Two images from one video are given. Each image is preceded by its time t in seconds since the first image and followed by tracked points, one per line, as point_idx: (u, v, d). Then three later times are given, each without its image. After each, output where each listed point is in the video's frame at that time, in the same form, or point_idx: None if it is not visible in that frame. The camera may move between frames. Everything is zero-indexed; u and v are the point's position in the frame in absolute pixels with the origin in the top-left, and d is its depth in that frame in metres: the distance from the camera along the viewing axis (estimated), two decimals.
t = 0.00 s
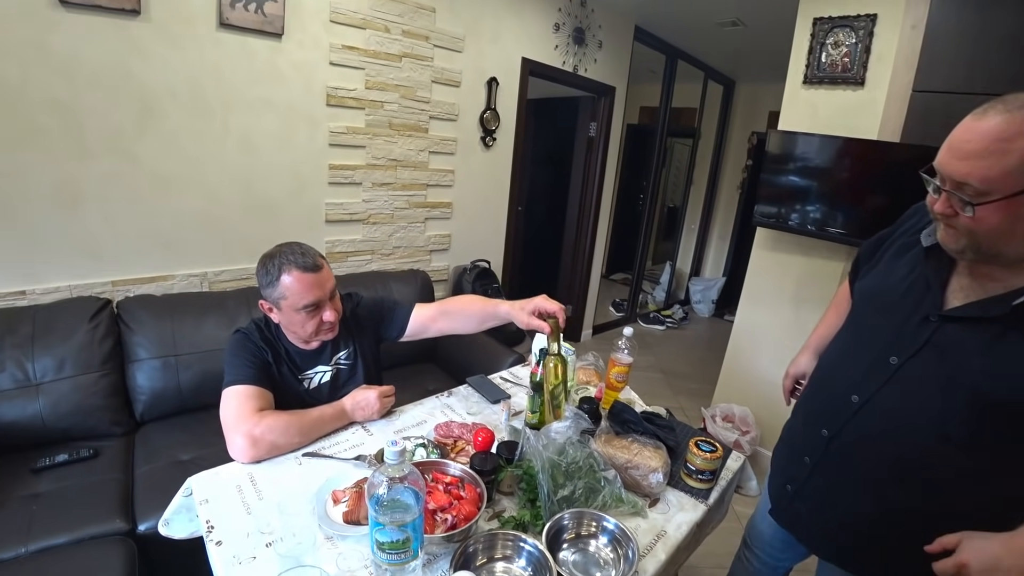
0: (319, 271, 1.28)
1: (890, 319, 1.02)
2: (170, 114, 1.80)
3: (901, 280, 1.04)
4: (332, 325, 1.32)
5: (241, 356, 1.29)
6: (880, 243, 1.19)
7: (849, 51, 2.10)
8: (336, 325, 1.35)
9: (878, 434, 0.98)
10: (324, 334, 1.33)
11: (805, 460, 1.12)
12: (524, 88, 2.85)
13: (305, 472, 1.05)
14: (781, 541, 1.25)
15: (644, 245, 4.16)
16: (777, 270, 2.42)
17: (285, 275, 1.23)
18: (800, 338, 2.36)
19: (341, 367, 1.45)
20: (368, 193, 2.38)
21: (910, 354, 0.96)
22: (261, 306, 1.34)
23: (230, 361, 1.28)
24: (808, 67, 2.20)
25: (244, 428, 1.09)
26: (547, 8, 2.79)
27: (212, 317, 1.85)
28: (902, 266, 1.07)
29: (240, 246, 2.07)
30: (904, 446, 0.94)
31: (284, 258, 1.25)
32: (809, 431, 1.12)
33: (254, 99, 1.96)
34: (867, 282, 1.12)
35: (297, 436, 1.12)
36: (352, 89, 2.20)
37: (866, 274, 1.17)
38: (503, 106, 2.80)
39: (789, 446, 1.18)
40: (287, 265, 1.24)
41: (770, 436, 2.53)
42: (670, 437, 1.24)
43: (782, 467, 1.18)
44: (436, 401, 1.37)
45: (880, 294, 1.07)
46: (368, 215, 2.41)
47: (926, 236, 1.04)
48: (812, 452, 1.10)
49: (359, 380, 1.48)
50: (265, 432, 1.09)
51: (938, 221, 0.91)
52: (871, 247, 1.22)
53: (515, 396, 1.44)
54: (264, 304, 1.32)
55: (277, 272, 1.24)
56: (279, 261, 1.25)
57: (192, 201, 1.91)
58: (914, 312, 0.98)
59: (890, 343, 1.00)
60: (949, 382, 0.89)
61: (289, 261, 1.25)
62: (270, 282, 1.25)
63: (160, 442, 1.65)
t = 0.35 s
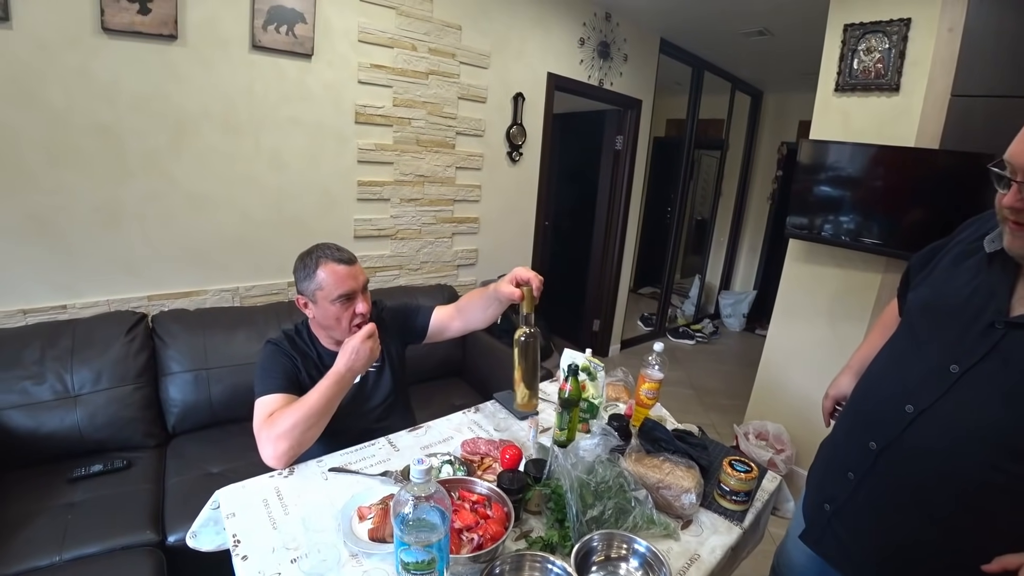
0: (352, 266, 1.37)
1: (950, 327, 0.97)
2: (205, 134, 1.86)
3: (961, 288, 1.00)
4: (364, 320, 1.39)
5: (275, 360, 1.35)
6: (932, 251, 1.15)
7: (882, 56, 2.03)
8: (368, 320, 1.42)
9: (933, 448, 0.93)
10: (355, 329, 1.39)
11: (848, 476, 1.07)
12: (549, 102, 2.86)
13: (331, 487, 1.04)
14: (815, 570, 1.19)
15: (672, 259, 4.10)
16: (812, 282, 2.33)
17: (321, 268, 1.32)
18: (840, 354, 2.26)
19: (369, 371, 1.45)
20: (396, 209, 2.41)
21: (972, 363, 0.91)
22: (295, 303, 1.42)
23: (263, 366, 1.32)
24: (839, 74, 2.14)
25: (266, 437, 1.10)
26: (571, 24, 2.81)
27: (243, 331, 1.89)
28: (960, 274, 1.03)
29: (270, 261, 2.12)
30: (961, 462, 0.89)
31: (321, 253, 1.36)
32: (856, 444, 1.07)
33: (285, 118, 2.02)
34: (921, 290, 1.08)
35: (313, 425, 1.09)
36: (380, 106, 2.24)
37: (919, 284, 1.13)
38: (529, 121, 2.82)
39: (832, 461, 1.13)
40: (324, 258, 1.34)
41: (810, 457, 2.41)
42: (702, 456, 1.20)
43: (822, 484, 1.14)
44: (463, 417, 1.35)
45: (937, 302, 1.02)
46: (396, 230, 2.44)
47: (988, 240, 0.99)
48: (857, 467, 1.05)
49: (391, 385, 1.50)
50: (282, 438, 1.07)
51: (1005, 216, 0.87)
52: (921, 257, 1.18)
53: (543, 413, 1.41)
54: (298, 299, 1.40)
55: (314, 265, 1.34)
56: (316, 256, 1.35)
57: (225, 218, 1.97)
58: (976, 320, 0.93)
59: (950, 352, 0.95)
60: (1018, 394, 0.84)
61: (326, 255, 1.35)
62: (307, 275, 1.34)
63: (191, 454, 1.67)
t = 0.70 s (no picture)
0: (379, 270, 1.43)
1: (983, 348, 0.93)
2: (241, 142, 1.91)
3: (985, 305, 0.95)
4: (387, 322, 1.43)
5: (304, 364, 1.39)
6: (942, 266, 1.12)
7: (924, 66, 1.96)
8: (390, 323, 1.46)
9: (982, 480, 0.88)
10: (377, 330, 1.44)
11: (885, 510, 1.01)
12: (580, 113, 2.86)
13: (357, 498, 1.04)
14: None
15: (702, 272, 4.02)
16: (849, 300, 2.25)
17: (350, 269, 1.40)
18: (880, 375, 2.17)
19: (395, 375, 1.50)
20: (426, 219, 2.43)
21: (1013, 387, 0.86)
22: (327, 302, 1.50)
23: (292, 372, 1.36)
24: (879, 85, 2.07)
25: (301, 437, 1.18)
26: (602, 35, 2.81)
27: (273, 337, 1.91)
28: (980, 289, 0.99)
29: (301, 267, 2.15)
30: (1015, 493, 0.84)
31: (353, 255, 1.43)
32: (891, 474, 1.01)
33: (318, 127, 2.06)
34: (940, 308, 1.04)
35: (345, 438, 1.14)
36: (412, 116, 2.27)
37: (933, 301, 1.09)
38: (559, 131, 2.81)
39: (860, 488, 1.07)
40: (355, 260, 1.42)
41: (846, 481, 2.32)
42: (735, 478, 1.14)
43: (853, 517, 1.08)
44: (490, 430, 1.34)
45: (962, 320, 0.98)
46: (425, 239, 2.45)
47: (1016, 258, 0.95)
48: (895, 501, 0.99)
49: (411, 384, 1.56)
50: (314, 443, 1.14)
51: None
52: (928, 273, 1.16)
53: (571, 428, 1.39)
54: (329, 299, 1.47)
55: (345, 265, 1.41)
56: (348, 257, 1.43)
57: (257, 224, 2.01)
58: (1011, 339, 0.89)
59: (986, 375, 0.91)
60: None
61: (358, 257, 1.43)
62: (337, 275, 1.42)
63: (219, 457, 1.70)
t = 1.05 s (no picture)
0: (400, 270, 1.44)
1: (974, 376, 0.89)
2: (271, 147, 1.95)
3: (961, 333, 0.92)
4: (405, 322, 1.44)
5: (329, 366, 1.42)
6: (900, 289, 1.07)
7: (963, 71, 1.89)
8: (409, 323, 1.46)
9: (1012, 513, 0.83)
10: (395, 329, 1.44)
11: (914, 551, 0.95)
12: (607, 120, 2.85)
13: (377, 501, 1.04)
14: None
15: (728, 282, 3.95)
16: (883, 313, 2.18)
17: (372, 268, 1.42)
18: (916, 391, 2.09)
19: (416, 379, 1.55)
20: (452, 224, 2.44)
21: (1014, 412, 0.83)
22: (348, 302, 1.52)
23: (318, 375, 1.39)
24: (915, 91, 2.01)
25: (334, 443, 1.26)
26: (630, 42, 2.80)
27: (298, 339, 1.94)
28: (946, 315, 0.96)
29: (326, 270, 2.18)
30: None
31: (376, 254, 1.46)
32: (903, 513, 0.96)
33: (346, 133, 2.09)
34: (911, 338, 1.00)
35: (374, 459, 1.22)
36: (439, 122, 2.29)
37: (896, 330, 1.05)
38: (586, 138, 2.81)
39: (864, 525, 1.03)
40: (378, 259, 1.44)
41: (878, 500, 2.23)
42: (761, 494, 1.11)
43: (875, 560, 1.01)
44: (511, 438, 1.34)
45: (936, 351, 0.95)
46: (450, 245, 2.47)
47: (975, 281, 0.92)
48: (922, 541, 0.94)
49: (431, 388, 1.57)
50: (345, 455, 1.22)
51: (994, 273, 0.84)
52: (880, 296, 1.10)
53: (594, 438, 1.38)
54: (350, 297, 1.49)
55: (367, 264, 1.44)
56: (371, 257, 1.46)
57: (284, 227, 2.04)
58: (998, 363, 0.87)
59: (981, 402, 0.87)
60: None
61: (382, 256, 1.45)
62: (358, 274, 1.44)
63: (243, 456, 1.72)
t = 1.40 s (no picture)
0: (423, 274, 1.47)
1: (961, 396, 0.89)
2: (298, 153, 2.01)
3: (945, 357, 0.91)
4: (427, 325, 1.46)
5: (350, 369, 1.44)
6: (885, 320, 1.05)
7: (991, 83, 1.85)
8: (430, 326, 1.49)
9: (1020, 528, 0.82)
10: (417, 332, 1.46)
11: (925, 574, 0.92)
12: (628, 130, 2.86)
13: (395, 502, 1.05)
14: None
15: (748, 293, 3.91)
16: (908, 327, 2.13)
17: (396, 272, 1.44)
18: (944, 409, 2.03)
19: (435, 383, 1.57)
20: (472, 231, 2.47)
21: (1006, 428, 0.84)
22: (373, 305, 1.55)
23: (340, 377, 1.42)
24: (941, 103, 1.98)
25: (354, 445, 1.29)
26: (651, 52, 2.81)
27: (320, 341, 1.98)
28: (922, 340, 0.95)
29: (348, 274, 2.22)
30: None
31: (401, 259, 1.49)
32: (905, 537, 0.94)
33: (370, 140, 2.14)
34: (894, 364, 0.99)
35: (393, 463, 1.25)
36: (462, 131, 2.32)
37: (879, 361, 1.04)
38: (606, 148, 2.82)
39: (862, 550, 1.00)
40: (402, 263, 1.47)
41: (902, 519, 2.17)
42: (778, 507, 1.09)
43: None
44: (528, 444, 1.35)
45: (921, 376, 0.93)
46: (470, 252, 2.49)
47: (946, 304, 0.93)
48: (932, 563, 0.91)
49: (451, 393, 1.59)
50: (365, 458, 1.25)
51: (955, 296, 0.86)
52: (865, 335, 1.09)
53: (611, 446, 1.38)
54: (374, 300, 1.53)
55: (391, 268, 1.47)
56: (396, 261, 1.49)
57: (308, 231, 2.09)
58: (984, 382, 0.87)
59: (973, 421, 0.87)
60: None
61: (406, 261, 1.48)
62: (383, 277, 1.47)
63: (264, 455, 1.76)
